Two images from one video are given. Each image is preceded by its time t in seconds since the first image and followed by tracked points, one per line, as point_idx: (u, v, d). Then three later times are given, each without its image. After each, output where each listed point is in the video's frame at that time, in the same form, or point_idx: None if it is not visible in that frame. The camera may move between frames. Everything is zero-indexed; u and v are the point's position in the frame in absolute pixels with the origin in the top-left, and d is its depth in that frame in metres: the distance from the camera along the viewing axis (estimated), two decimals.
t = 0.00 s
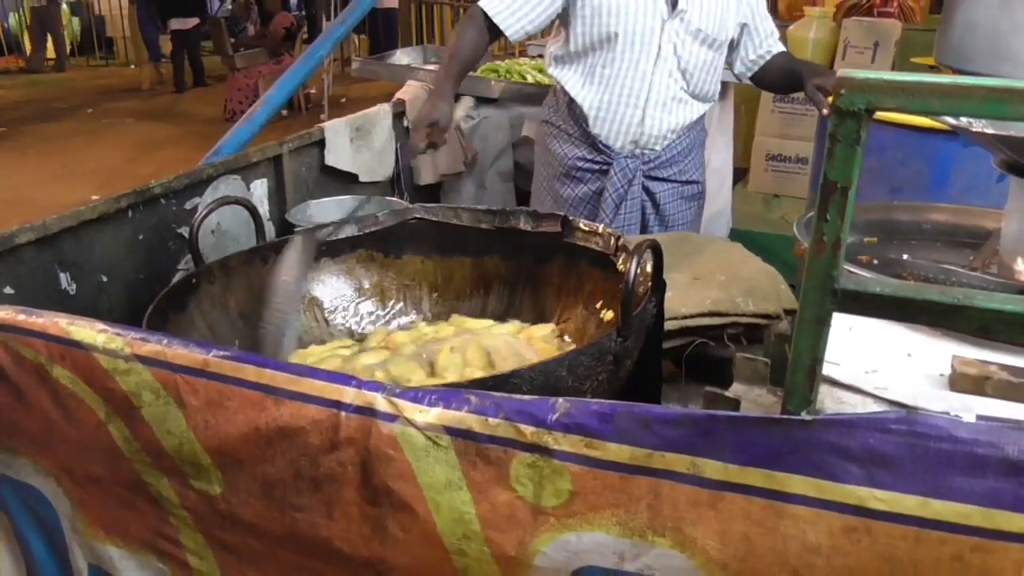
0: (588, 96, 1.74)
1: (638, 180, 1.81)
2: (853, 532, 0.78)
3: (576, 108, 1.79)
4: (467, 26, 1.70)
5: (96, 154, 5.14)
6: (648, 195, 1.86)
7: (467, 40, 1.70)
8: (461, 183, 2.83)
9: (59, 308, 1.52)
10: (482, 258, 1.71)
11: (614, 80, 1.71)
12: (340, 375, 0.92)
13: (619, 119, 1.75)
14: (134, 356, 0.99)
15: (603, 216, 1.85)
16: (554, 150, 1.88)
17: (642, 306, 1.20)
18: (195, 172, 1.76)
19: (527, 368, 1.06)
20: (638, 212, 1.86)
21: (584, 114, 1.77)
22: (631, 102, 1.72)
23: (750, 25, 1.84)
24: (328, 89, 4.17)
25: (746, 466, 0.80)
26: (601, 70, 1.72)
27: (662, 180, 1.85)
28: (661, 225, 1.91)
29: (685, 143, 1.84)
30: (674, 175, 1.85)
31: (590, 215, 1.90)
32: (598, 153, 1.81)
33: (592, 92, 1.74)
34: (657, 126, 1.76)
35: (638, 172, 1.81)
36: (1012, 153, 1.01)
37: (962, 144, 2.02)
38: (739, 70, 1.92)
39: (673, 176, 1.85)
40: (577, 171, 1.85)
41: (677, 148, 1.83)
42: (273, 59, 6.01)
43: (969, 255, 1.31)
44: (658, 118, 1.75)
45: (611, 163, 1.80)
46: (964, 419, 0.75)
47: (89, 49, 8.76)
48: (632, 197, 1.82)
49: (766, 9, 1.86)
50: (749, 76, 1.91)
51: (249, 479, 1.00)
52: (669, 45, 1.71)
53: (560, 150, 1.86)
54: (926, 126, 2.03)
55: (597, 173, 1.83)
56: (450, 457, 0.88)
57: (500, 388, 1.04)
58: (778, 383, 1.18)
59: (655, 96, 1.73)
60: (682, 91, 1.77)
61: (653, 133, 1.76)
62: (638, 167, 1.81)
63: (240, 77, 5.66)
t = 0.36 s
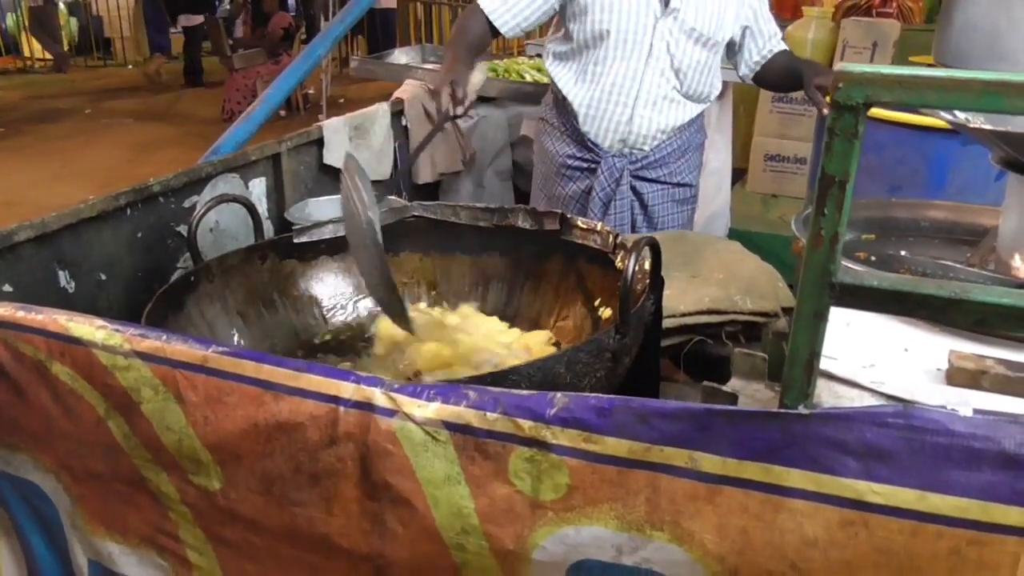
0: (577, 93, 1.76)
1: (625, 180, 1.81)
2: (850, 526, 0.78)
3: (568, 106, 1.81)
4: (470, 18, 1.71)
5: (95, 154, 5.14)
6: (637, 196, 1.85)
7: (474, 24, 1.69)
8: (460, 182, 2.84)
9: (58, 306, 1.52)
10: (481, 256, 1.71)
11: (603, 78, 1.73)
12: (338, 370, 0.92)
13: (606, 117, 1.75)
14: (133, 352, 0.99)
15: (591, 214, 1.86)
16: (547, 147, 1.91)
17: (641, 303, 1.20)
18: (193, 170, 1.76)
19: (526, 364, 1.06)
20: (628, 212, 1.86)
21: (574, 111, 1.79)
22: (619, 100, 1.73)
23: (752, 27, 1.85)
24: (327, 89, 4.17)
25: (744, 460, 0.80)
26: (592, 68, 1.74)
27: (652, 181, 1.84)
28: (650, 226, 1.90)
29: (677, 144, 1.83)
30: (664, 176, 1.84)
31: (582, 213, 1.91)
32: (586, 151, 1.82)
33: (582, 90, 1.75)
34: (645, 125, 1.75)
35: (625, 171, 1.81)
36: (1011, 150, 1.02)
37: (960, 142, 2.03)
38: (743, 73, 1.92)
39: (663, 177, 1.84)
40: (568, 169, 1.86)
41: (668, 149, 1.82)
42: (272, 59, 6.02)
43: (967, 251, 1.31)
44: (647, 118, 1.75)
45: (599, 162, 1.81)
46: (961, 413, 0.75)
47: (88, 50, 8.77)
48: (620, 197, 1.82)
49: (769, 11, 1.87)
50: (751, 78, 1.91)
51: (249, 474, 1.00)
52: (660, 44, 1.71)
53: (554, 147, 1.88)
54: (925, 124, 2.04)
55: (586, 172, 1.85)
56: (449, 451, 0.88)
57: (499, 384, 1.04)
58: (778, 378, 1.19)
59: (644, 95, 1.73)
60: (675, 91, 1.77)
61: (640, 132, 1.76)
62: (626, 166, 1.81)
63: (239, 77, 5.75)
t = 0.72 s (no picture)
0: (595, 101, 1.74)
1: (652, 178, 1.81)
2: (848, 522, 0.78)
3: (581, 114, 1.78)
4: (464, 49, 1.66)
5: (95, 152, 5.14)
6: (661, 192, 1.87)
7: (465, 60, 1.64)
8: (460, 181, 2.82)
9: (57, 303, 1.52)
10: (481, 253, 1.71)
11: (621, 82, 1.71)
12: (338, 367, 0.92)
13: (627, 120, 1.74)
14: (133, 349, 0.99)
15: (616, 217, 1.83)
16: (560, 157, 1.87)
17: (640, 300, 1.20)
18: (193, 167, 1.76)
19: (525, 361, 1.07)
20: (653, 209, 1.86)
21: (591, 119, 1.76)
22: (639, 101, 1.73)
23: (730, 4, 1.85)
24: (327, 87, 4.17)
25: (742, 456, 0.80)
26: (603, 73, 1.72)
27: (674, 176, 1.87)
28: (674, 219, 1.92)
29: (689, 137, 1.87)
30: (684, 169, 1.87)
31: (604, 217, 1.89)
32: (609, 156, 1.80)
33: (599, 96, 1.73)
34: (666, 122, 1.77)
35: (653, 171, 1.81)
36: (1010, 148, 1.02)
37: (959, 139, 2.03)
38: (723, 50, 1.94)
39: (684, 171, 1.88)
40: (588, 175, 1.83)
41: (684, 143, 1.84)
42: (272, 58, 6.02)
43: (965, 249, 1.31)
44: (666, 114, 1.76)
45: (625, 165, 1.79)
46: (959, 409, 0.75)
47: (88, 48, 8.77)
48: (647, 196, 1.82)
49: None
50: (733, 55, 1.93)
51: (249, 471, 1.00)
52: (666, 38, 1.72)
53: (568, 156, 1.84)
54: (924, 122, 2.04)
55: (609, 176, 1.82)
56: (448, 448, 0.89)
57: (499, 381, 1.04)
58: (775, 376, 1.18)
59: (662, 92, 1.74)
60: (685, 82, 1.78)
61: (662, 130, 1.77)
62: (653, 166, 1.81)
63: (239, 76, 5.73)
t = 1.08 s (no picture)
0: (580, 94, 1.74)
1: (637, 175, 1.80)
2: (848, 519, 0.79)
3: (568, 107, 1.79)
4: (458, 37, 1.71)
5: (95, 148, 5.14)
6: (648, 190, 1.85)
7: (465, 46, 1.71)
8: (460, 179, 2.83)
9: (58, 300, 1.52)
10: (481, 251, 1.72)
11: (607, 76, 1.72)
12: (340, 365, 0.92)
13: (613, 115, 1.75)
14: (134, 346, 0.99)
15: (603, 213, 1.84)
16: (549, 151, 1.88)
17: (640, 298, 1.21)
18: (194, 164, 1.76)
19: (526, 359, 1.07)
20: (640, 207, 1.85)
21: (578, 113, 1.77)
22: (626, 97, 1.73)
23: (732, 6, 1.84)
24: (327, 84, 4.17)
25: (742, 454, 0.80)
26: (591, 67, 1.73)
27: (661, 174, 1.85)
28: (662, 219, 1.90)
29: (682, 135, 1.84)
30: (672, 168, 1.85)
31: (592, 213, 1.89)
32: (595, 151, 1.80)
33: (585, 90, 1.74)
34: (653, 118, 1.76)
35: (637, 167, 1.80)
36: (1010, 146, 1.02)
37: (958, 137, 2.03)
38: (725, 52, 1.94)
39: (673, 169, 1.85)
40: (575, 170, 1.84)
41: (674, 140, 1.82)
42: (273, 54, 6.02)
43: (965, 247, 1.31)
44: (654, 110, 1.75)
45: (610, 160, 1.80)
46: (958, 407, 0.75)
47: (88, 44, 8.76)
48: (633, 193, 1.82)
49: None
50: (735, 57, 1.93)
51: (251, 468, 1.00)
52: (656, 34, 1.71)
53: (556, 150, 1.86)
54: (924, 120, 2.05)
55: (596, 171, 1.83)
56: (449, 446, 0.89)
57: (499, 379, 1.05)
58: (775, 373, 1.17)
59: (649, 87, 1.73)
60: (675, 79, 1.77)
61: (648, 125, 1.76)
62: (637, 162, 1.80)
63: (239, 72, 5.76)
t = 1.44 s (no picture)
0: (580, 86, 1.74)
1: (632, 170, 1.79)
2: (846, 518, 0.79)
3: (570, 100, 1.79)
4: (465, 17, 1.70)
5: (93, 147, 5.14)
6: (643, 188, 1.84)
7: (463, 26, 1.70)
8: (458, 177, 2.82)
9: (56, 299, 1.52)
10: (479, 250, 1.71)
11: (607, 70, 1.71)
12: (338, 365, 0.92)
13: (611, 110, 1.74)
14: (132, 346, 0.99)
15: (598, 207, 1.84)
16: (548, 143, 1.89)
17: (638, 297, 1.21)
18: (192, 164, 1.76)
19: (524, 359, 1.07)
20: (635, 205, 1.84)
21: (578, 105, 1.77)
22: (625, 92, 1.72)
23: (744, 15, 1.85)
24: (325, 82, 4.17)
25: (740, 454, 0.80)
26: (593, 61, 1.73)
27: (656, 172, 1.83)
28: (655, 218, 1.89)
29: (681, 135, 1.83)
30: (669, 167, 1.83)
31: (586, 209, 1.89)
32: (592, 144, 1.80)
33: (585, 83, 1.74)
34: (650, 116, 1.75)
35: (633, 163, 1.79)
36: (1008, 144, 1.02)
37: (955, 135, 2.03)
38: (733, 61, 1.93)
39: (668, 168, 1.84)
40: (572, 163, 1.84)
41: (671, 140, 1.81)
42: (271, 53, 6.02)
43: (963, 245, 1.31)
44: (652, 108, 1.75)
45: (606, 154, 1.79)
46: (955, 406, 0.75)
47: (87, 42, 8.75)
48: (627, 189, 1.81)
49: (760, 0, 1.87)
50: (743, 66, 1.92)
51: (249, 468, 1.00)
52: (661, 33, 1.71)
53: (556, 142, 1.86)
54: (920, 117, 2.04)
55: (592, 165, 1.83)
56: (447, 446, 0.89)
57: (497, 379, 1.05)
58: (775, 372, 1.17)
59: (648, 85, 1.72)
60: (676, 79, 1.77)
61: (645, 122, 1.76)
62: (632, 158, 1.79)
63: (237, 70, 5.76)
